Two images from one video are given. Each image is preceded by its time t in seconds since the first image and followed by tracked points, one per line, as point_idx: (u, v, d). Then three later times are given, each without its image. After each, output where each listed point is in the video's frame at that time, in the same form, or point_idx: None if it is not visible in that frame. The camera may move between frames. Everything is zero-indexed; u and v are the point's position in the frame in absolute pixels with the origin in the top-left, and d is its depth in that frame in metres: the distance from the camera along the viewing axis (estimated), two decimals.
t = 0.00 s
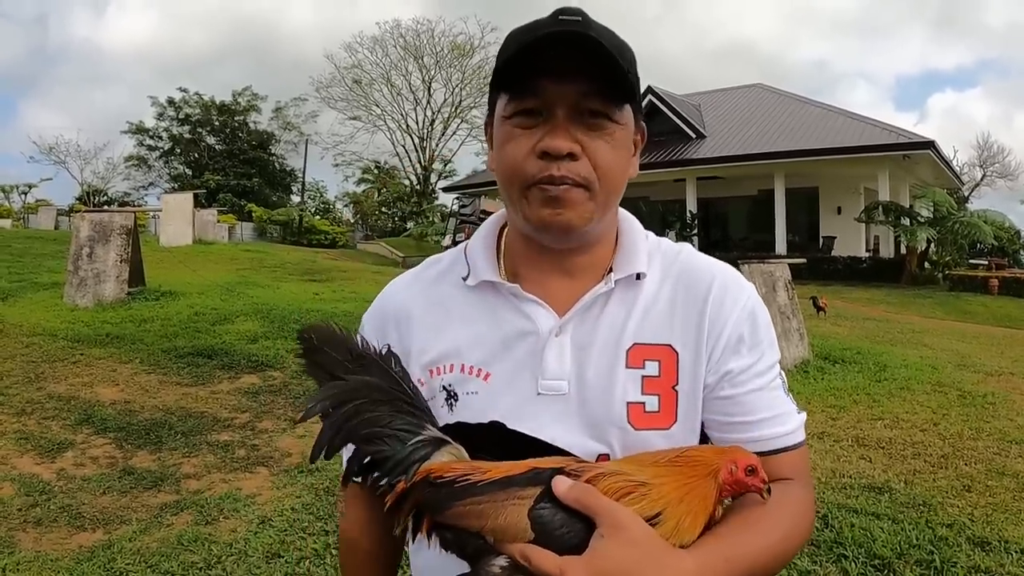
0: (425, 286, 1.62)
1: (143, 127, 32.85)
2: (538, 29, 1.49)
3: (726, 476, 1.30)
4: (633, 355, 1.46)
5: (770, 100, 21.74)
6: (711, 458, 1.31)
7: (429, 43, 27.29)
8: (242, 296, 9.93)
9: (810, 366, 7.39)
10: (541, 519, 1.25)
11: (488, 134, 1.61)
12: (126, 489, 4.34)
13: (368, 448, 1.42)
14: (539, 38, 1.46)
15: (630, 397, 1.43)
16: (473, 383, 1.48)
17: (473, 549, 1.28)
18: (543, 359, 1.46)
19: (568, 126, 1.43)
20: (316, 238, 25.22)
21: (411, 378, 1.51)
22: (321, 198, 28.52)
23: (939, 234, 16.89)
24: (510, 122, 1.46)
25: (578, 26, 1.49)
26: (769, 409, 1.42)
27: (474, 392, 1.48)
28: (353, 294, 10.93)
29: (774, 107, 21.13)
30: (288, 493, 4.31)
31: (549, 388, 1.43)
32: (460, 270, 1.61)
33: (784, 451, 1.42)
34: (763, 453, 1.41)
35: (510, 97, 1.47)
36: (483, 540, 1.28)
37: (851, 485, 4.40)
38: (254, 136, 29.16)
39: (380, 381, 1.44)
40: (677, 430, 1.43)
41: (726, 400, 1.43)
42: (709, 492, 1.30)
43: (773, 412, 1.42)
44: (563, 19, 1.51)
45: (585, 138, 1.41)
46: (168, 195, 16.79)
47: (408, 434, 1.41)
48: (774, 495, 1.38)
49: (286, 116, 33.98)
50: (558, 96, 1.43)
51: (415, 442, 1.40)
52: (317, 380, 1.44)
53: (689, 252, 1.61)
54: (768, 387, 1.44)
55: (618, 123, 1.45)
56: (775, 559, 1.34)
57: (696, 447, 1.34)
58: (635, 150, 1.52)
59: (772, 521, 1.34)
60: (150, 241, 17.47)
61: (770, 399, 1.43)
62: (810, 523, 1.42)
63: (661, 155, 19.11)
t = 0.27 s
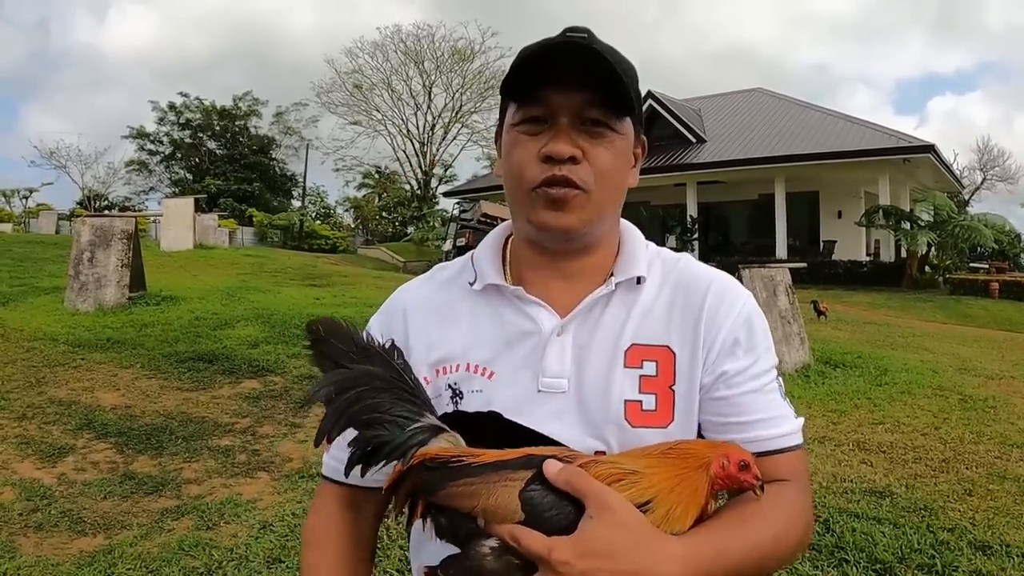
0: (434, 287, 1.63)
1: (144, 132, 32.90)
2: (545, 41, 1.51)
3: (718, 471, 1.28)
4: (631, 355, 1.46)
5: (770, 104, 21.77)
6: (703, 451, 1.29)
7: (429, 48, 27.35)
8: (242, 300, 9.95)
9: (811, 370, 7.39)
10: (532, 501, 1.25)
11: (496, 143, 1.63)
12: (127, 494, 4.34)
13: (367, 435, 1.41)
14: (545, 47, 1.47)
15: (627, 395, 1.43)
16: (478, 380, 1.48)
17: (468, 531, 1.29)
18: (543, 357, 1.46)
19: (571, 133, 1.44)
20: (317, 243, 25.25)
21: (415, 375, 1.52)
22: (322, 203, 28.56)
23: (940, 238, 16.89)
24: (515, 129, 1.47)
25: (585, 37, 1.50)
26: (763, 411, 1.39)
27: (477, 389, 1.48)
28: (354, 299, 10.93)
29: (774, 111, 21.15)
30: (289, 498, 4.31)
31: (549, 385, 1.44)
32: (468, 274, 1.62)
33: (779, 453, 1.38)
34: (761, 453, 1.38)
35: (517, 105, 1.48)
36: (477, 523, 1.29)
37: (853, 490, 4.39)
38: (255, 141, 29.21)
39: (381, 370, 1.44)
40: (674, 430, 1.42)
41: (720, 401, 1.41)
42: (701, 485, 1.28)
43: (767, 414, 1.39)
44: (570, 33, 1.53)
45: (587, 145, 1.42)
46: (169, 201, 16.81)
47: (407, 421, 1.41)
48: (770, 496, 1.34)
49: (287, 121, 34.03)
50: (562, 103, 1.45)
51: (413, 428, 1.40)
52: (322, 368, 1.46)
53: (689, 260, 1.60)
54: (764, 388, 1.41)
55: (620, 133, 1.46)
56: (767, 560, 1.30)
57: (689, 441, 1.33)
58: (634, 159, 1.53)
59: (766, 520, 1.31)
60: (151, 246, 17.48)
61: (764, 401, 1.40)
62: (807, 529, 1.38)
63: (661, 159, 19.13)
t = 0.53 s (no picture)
0: (434, 290, 1.64)
1: (142, 137, 32.89)
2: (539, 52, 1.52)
3: (714, 460, 1.30)
4: (625, 354, 1.47)
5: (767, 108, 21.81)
6: (699, 441, 1.31)
7: (427, 52, 27.39)
8: (241, 306, 9.93)
9: (810, 373, 7.39)
10: (534, 486, 1.25)
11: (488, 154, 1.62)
12: (126, 499, 4.32)
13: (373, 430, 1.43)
14: (539, 57, 1.48)
15: (622, 393, 1.43)
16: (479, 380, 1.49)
17: (471, 519, 1.29)
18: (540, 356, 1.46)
19: (563, 139, 1.44)
20: (315, 248, 25.25)
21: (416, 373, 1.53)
22: (320, 208, 28.56)
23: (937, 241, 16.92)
24: (509, 136, 1.46)
25: (578, 46, 1.51)
26: (752, 405, 1.40)
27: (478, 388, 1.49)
28: (353, 303, 10.93)
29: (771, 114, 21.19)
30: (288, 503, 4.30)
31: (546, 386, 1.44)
32: (464, 279, 1.63)
33: (767, 447, 1.39)
34: (750, 447, 1.39)
35: (511, 112, 1.48)
36: (480, 510, 1.28)
37: (851, 492, 4.39)
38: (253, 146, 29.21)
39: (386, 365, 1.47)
40: (668, 425, 1.42)
41: (710, 397, 1.42)
42: (697, 473, 1.30)
43: (754, 409, 1.40)
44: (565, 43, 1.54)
45: (580, 150, 1.42)
46: (167, 206, 16.80)
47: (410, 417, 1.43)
48: (765, 487, 1.34)
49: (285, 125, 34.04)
50: (555, 110, 1.45)
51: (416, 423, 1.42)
52: (327, 364, 1.49)
53: (677, 265, 1.62)
54: (753, 384, 1.42)
55: (611, 140, 1.46)
56: (764, 550, 1.29)
57: (681, 432, 1.35)
58: (624, 168, 1.53)
59: (761, 507, 1.30)
60: (149, 251, 17.46)
61: (754, 395, 1.41)
62: (799, 525, 1.38)
63: (659, 163, 19.15)
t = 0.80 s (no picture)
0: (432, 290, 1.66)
1: (140, 138, 32.86)
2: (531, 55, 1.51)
3: (725, 457, 1.30)
4: (626, 354, 1.47)
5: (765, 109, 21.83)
6: (709, 440, 1.32)
7: (425, 53, 27.39)
8: (240, 307, 9.92)
9: (808, 374, 7.39)
10: (557, 489, 1.24)
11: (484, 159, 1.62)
12: (124, 501, 4.32)
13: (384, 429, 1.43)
14: (533, 61, 1.48)
15: (625, 392, 1.43)
16: (486, 381, 1.48)
17: (491, 523, 1.28)
18: (546, 359, 1.46)
19: (561, 142, 1.43)
20: (313, 249, 25.24)
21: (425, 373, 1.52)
22: (317, 209, 28.55)
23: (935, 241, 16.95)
24: (506, 141, 1.46)
25: (570, 48, 1.50)
26: (749, 403, 1.42)
27: (487, 389, 1.48)
28: (351, 304, 10.93)
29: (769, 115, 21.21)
30: (286, 504, 4.30)
31: (552, 387, 1.44)
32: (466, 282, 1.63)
33: (768, 442, 1.42)
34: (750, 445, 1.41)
35: (506, 118, 1.48)
36: (500, 515, 1.28)
37: (849, 493, 4.39)
38: (251, 147, 29.20)
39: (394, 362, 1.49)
40: (671, 424, 1.42)
41: (710, 395, 1.43)
42: (709, 472, 1.30)
43: (752, 406, 1.42)
44: (555, 47, 1.54)
45: (577, 154, 1.42)
46: (165, 207, 16.79)
47: (422, 416, 1.42)
48: (770, 483, 1.35)
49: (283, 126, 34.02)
50: (551, 114, 1.45)
51: (428, 424, 1.42)
52: (334, 362, 1.50)
53: (672, 264, 1.62)
54: (751, 382, 1.44)
55: (608, 141, 1.46)
56: (771, 543, 1.31)
57: (691, 431, 1.35)
58: (621, 168, 1.53)
59: (768, 502, 1.32)
60: (147, 252, 17.45)
61: (751, 392, 1.43)
62: (799, 518, 1.40)
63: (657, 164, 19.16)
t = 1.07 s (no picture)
0: (427, 294, 1.57)
1: (137, 140, 32.83)
2: (533, 55, 1.50)
3: (733, 462, 1.33)
4: (631, 358, 1.46)
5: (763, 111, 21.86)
6: (718, 445, 1.34)
7: (423, 56, 27.41)
8: (238, 309, 9.90)
9: (806, 376, 7.39)
10: (573, 502, 1.26)
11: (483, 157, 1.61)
12: (122, 504, 4.31)
13: (392, 444, 1.39)
14: (536, 63, 1.46)
15: (631, 398, 1.43)
16: (484, 391, 1.45)
17: (505, 536, 1.29)
18: (550, 364, 1.44)
19: (566, 146, 1.43)
20: (311, 251, 25.22)
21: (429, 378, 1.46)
22: (315, 211, 28.54)
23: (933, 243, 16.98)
24: (509, 143, 1.45)
25: (572, 50, 1.50)
26: (753, 406, 1.45)
27: (483, 398, 1.45)
28: (349, 307, 10.92)
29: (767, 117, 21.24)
30: (285, 506, 4.30)
31: (556, 394, 1.42)
32: (460, 283, 1.57)
33: (770, 444, 1.44)
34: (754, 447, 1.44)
35: (508, 119, 1.47)
36: (514, 527, 1.29)
37: (848, 495, 4.39)
38: (249, 149, 29.19)
39: (404, 375, 1.41)
40: (675, 429, 1.43)
41: (713, 399, 1.45)
42: (719, 476, 1.32)
43: (755, 409, 1.45)
44: (558, 45, 1.52)
45: (583, 158, 1.43)
46: (163, 209, 16.77)
47: (431, 428, 1.39)
48: (777, 485, 1.38)
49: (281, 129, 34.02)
50: (556, 117, 1.44)
51: (438, 436, 1.38)
52: (335, 372, 1.39)
53: (669, 267, 1.63)
54: (752, 385, 1.47)
55: (612, 144, 1.47)
56: (778, 544, 1.34)
57: (700, 436, 1.37)
58: (625, 168, 1.54)
59: (776, 504, 1.35)
60: (145, 254, 17.43)
61: (753, 396, 1.46)
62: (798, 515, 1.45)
63: (655, 166, 19.17)
